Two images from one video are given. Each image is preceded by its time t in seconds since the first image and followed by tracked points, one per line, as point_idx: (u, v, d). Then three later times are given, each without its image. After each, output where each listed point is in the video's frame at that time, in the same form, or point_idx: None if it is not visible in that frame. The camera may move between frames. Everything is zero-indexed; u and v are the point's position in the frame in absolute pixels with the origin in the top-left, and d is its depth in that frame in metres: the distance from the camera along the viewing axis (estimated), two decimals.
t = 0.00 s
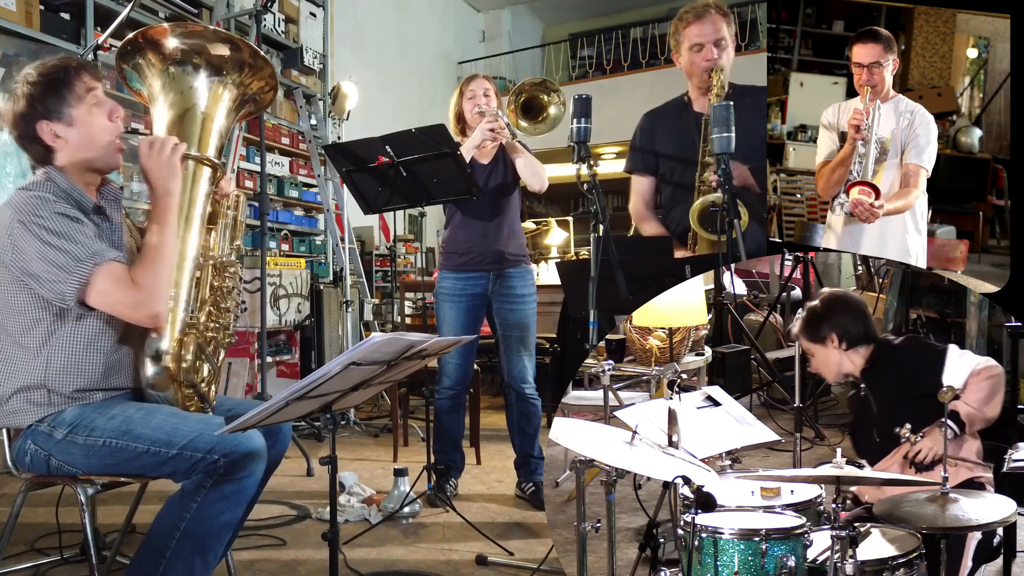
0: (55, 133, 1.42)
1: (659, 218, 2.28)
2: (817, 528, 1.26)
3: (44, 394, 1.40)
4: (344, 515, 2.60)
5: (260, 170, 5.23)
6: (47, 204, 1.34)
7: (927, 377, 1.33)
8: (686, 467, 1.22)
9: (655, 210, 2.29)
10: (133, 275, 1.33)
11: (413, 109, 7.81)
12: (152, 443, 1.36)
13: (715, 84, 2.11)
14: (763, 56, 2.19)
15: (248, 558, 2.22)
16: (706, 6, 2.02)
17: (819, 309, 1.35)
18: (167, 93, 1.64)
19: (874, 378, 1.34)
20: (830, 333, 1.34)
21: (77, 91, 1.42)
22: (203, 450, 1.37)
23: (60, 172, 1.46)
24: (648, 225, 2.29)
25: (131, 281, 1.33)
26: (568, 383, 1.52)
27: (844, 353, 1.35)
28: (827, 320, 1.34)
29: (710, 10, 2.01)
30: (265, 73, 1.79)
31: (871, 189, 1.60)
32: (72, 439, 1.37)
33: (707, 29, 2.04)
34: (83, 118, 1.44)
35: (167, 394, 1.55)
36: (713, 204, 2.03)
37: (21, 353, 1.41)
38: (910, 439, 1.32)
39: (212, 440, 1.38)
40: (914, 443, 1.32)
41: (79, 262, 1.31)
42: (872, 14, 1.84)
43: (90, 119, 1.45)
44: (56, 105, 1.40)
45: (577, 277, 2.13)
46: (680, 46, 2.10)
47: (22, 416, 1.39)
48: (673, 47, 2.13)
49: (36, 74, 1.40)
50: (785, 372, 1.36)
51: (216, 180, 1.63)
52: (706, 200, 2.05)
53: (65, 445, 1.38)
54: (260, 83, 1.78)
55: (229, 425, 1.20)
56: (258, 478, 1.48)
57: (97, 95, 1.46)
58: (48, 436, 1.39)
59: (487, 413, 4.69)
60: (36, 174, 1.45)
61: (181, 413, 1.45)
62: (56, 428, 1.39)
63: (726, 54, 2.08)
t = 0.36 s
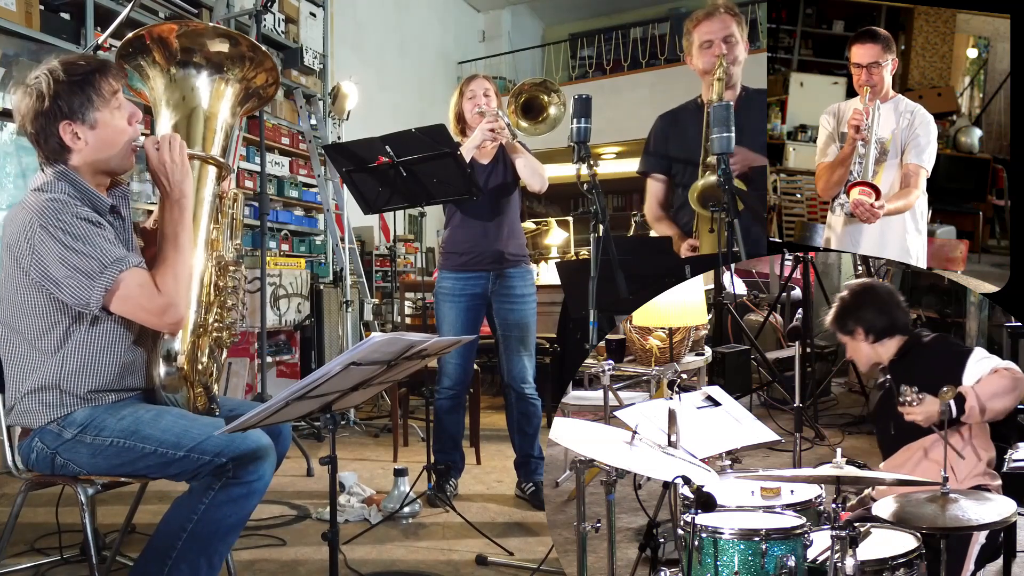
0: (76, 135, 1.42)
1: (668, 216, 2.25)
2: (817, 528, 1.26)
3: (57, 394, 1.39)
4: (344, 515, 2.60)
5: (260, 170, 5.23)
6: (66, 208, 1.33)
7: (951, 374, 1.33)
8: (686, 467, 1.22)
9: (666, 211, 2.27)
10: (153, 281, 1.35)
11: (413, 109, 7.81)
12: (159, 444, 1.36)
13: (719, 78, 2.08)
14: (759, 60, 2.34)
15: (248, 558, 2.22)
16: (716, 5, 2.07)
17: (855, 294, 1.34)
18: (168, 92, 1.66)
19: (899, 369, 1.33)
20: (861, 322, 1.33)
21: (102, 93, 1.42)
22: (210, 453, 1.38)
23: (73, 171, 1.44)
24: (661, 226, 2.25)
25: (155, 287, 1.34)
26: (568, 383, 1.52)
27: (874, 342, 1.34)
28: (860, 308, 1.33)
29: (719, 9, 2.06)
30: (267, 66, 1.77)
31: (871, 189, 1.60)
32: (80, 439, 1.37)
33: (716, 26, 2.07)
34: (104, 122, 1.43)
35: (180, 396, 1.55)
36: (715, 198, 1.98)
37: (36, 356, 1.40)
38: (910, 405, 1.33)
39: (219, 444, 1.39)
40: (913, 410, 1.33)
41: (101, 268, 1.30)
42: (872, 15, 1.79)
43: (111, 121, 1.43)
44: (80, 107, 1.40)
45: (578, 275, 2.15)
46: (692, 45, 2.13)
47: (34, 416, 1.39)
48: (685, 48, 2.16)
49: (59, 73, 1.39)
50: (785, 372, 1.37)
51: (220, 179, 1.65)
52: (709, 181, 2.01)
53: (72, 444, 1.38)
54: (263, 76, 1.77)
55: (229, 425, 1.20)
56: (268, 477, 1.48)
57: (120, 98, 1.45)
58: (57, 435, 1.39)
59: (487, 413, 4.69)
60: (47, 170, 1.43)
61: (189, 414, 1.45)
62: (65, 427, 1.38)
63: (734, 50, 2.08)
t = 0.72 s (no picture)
0: (69, 134, 1.41)
1: (671, 215, 2.19)
2: (817, 528, 1.26)
3: (53, 398, 1.39)
4: (344, 515, 2.60)
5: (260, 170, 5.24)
6: (56, 217, 1.33)
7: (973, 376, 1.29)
8: (686, 467, 1.22)
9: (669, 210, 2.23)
10: (149, 287, 1.35)
11: (413, 109, 7.81)
12: (156, 446, 1.36)
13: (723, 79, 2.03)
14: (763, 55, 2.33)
15: (248, 558, 2.22)
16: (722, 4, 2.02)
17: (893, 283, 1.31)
18: (161, 90, 1.67)
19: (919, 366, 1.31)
20: (890, 314, 1.31)
21: (99, 93, 1.42)
22: (207, 454, 1.38)
23: (62, 174, 1.43)
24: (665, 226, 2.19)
25: (150, 292, 1.34)
26: (568, 383, 1.52)
27: (899, 335, 1.32)
28: (892, 299, 1.32)
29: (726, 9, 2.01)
30: (260, 58, 1.79)
31: (870, 189, 1.60)
32: (77, 441, 1.37)
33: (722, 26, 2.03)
34: (99, 124, 1.42)
35: (177, 396, 1.57)
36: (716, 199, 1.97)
37: (30, 363, 1.39)
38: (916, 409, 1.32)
39: (216, 444, 1.39)
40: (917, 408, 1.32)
41: (95, 277, 1.30)
42: (872, 14, 1.80)
43: (105, 123, 1.43)
44: (75, 106, 1.40)
45: (578, 275, 2.18)
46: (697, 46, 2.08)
47: (32, 419, 1.39)
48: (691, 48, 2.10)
49: (58, 70, 1.40)
50: (785, 372, 1.37)
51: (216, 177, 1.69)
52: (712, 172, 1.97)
53: (69, 446, 1.38)
54: (255, 69, 1.80)
55: (229, 425, 1.20)
56: (265, 477, 1.48)
57: (116, 100, 1.45)
58: (53, 437, 1.39)
59: (487, 413, 4.69)
60: (36, 174, 1.42)
61: (186, 415, 1.45)
62: (61, 430, 1.38)
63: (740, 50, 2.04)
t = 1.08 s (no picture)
0: (61, 135, 1.41)
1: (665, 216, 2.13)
2: (817, 528, 1.26)
3: (49, 400, 1.39)
4: (344, 515, 2.60)
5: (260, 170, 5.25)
6: (48, 220, 1.33)
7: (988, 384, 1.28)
8: (686, 467, 1.23)
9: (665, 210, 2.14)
10: (142, 291, 1.35)
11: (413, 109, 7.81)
12: (155, 445, 1.36)
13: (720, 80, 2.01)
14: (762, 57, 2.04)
15: (248, 558, 2.22)
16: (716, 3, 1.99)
17: (914, 284, 1.29)
18: (151, 90, 1.68)
19: (933, 365, 1.30)
20: (909, 314, 1.29)
21: (91, 93, 1.42)
22: (206, 454, 1.38)
23: (55, 176, 1.43)
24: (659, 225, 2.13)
25: (142, 295, 1.34)
26: (568, 383, 1.52)
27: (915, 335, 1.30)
28: (909, 300, 1.29)
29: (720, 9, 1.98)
30: (246, 52, 1.79)
31: (870, 189, 1.60)
32: (75, 442, 1.37)
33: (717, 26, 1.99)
34: (90, 124, 1.42)
35: (174, 396, 1.57)
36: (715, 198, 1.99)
37: (27, 365, 1.40)
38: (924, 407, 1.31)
39: (214, 444, 1.39)
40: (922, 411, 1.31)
41: (87, 280, 1.30)
42: (872, 14, 1.82)
43: (97, 123, 1.43)
44: (66, 106, 1.40)
45: (578, 276, 2.16)
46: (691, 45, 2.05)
47: (29, 421, 1.38)
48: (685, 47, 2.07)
49: (47, 70, 1.40)
50: (785, 372, 1.37)
51: (207, 175, 1.68)
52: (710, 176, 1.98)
53: (68, 447, 1.37)
54: (243, 62, 1.80)
55: (229, 425, 1.20)
56: (263, 478, 1.48)
57: (109, 100, 1.45)
58: (51, 438, 1.39)
59: (487, 413, 4.69)
60: (27, 176, 1.42)
61: (185, 415, 1.45)
62: (60, 430, 1.38)
63: (735, 49, 2.00)
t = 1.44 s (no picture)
0: (55, 135, 1.41)
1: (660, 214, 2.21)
2: (817, 528, 1.26)
3: (48, 399, 1.39)
4: (344, 515, 2.60)
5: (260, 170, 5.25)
6: (43, 216, 1.33)
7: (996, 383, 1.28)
8: (686, 467, 1.23)
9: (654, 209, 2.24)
10: (138, 287, 1.35)
11: (413, 109, 7.81)
12: (154, 445, 1.36)
13: (710, 78, 2.11)
14: (762, 59, 2.16)
15: (248, 558, 2.22)
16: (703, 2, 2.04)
17: (926, 288, 1.29)
18: (152, 90, 1.68)
19: (941, 367, 1.30)
20: (923, 322, 1.29)
21: (82, 93, 1.42)
22: (204, 453, 1.38)
23: (50, 173, 1.43)
24: (645, 222, 2.23)
25: (138, 292, 1.34)
26: (568, 382, 1.52)
27: (927, 339, 1.30)
28: (924, 307, 1.29)
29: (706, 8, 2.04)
30: (247, 54, 1.80)
31: (871, 189, 1.61)
32: (74, 441, 1.37)
33: (704, 26, 2.05)
34: (83, 124, 1.42)
35: (173, 396, 1.57)
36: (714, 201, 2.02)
37: (24, 364, 1.39)
38: (926, 407, 1.31)
39: (213, 443, 1.39)
40: (925, 412, 1.31)
41: (84, 276, 1.30)
42: (872, 14, 1.81)
43: (90, 123, 1.43)
44: (58, 106, 1.39)
45: (578, 276, 2.08)
46: (677, 44, 2.11)
47: (27, 421, 1.38)
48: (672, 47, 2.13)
49: (37, 70, 1.39)
50: (785, 372, 1.37)
51: (206, 175, 1.68)
52: (707, 184, 2.02)
53: (67, 447, 1.37)
54: (244, 65, 1.80)
55: (229, 425, 1.20)
56: (262, 478, 1.48)
57: (99, 100, 1.45)
58: (50, 438, 1.39)
59: (487, 413, 4.69)
60: (24, 173, 1.42)
61: (184, 414, 1.45)
62: (59, 430, 1.38)
63: (723, 49, 2.07)
